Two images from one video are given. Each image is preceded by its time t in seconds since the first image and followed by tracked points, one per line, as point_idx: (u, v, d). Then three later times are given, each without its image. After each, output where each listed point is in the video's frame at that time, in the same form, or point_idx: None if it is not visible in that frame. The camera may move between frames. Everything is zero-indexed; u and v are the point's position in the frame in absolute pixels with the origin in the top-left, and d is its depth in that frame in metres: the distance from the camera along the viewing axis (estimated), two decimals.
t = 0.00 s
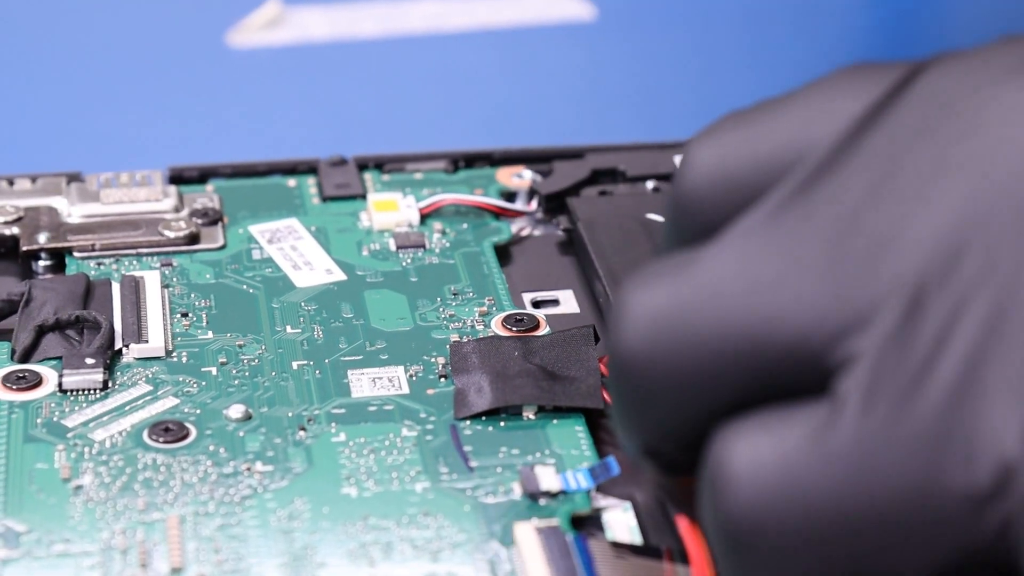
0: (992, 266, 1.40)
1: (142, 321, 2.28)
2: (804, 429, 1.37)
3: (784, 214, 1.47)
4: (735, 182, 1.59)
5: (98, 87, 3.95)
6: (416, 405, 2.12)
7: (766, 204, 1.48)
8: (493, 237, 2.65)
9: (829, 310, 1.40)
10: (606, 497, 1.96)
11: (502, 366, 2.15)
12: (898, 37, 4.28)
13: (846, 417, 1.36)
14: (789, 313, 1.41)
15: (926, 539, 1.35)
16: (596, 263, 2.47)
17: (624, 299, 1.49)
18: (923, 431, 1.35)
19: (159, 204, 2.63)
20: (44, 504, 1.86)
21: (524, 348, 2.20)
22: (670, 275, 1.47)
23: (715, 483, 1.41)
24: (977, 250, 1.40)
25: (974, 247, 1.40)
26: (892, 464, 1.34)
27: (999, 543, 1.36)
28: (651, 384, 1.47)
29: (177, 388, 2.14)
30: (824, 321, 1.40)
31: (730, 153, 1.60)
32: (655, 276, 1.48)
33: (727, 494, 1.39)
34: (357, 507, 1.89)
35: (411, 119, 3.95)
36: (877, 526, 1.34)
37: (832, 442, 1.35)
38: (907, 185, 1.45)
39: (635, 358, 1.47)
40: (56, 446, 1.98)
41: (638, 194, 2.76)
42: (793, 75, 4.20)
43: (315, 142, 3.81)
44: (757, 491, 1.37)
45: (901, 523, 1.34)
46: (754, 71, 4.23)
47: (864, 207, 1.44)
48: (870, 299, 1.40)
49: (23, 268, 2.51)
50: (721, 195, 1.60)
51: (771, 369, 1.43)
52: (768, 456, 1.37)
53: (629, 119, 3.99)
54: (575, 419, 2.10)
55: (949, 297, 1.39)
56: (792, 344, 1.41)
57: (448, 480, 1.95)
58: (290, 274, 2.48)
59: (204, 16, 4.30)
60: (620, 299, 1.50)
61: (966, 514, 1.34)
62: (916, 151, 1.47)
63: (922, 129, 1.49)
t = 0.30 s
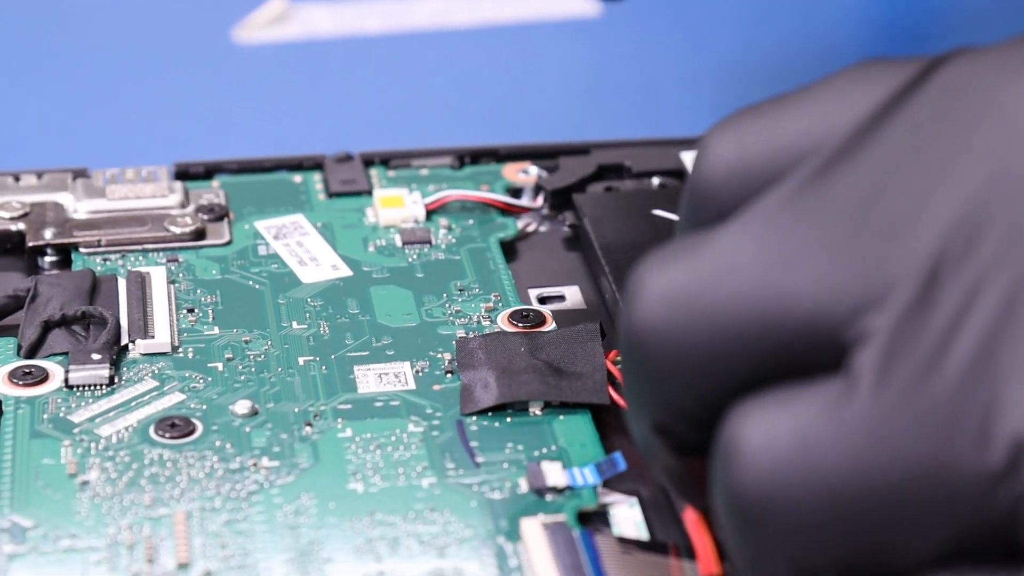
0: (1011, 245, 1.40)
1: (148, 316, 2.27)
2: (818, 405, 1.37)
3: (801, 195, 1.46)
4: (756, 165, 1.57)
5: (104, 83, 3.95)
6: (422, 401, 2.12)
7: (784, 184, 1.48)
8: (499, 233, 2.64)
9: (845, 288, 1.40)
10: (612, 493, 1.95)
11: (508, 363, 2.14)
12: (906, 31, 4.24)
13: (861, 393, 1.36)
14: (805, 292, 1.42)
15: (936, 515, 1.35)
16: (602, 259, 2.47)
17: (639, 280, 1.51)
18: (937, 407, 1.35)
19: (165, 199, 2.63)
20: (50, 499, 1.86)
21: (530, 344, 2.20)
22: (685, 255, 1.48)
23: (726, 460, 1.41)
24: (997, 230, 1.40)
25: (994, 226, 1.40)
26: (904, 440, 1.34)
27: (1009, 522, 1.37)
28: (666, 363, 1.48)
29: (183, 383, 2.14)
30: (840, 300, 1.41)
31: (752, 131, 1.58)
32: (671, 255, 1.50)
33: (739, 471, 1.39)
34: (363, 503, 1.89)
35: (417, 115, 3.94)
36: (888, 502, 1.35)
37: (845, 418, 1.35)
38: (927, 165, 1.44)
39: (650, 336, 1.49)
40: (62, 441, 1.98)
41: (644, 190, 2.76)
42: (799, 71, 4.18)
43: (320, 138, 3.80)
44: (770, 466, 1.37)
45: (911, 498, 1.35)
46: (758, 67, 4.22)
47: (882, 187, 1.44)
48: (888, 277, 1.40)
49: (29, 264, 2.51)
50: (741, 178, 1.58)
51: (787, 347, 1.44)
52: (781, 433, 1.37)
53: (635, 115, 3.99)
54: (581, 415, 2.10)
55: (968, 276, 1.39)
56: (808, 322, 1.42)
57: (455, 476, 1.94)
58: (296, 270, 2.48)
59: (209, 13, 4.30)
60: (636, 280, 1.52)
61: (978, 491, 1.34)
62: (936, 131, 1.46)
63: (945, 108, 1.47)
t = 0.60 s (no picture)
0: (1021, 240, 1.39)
1: (150, 314, 2.27)
2: (826, 398, 1.36)
3: (809, 190, 1.46)
4: (766, 161, 1.57)
5: (106, 81, 3.95)
6: (424, 399, 2.12)
7: (792, 180, 1.48)
8: (501, 231, 2.64)
9: (855, 281, 1.40)
10: (614, 491, 1.96)
11: (510, 361, 2.14)
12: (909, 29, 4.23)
13: (870, 385, 1.35)
14: (815, 284, 1.41)
15: (943, 513, 1.34)
16: (603, 257, 2.47)
17: (650, 275, 1.51)
18: (945, 401, 1.34)
19: (167, 197, 2.63)
20: (52, 497, 1.86)
21: (532, 342, 2.20)
22: (695, 249, 1.48)
23: (733, 453, 1.40)
24: (1007, 224, 1.40)
25: (1004, 219, 1.40)
26: (913, 434, 1.33)
27: (1012, 521, 1.36)
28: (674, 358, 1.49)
29: (186, 381, 2.14)
30: (850, 292, 1.40)
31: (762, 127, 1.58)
32: (678, 251, 1.50)
33: (747, 463, 1.38)
34: (365, 501, 1.89)
35: (419, 113, 3.94)
36: (895, 498, 1.34)
37: (851, 412, 1.35)
38: (937, 160, 1.45)
39: (659, 332, 1.50)
40: (64, 439, 1.98)
41: (646, 188, 2.75)
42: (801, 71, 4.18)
43: (322, 136, 3.80)
44: (779, 459, 1.36)
45: (919, 495, 1.34)
46: (760, 74, 4.25)
47: (893, 181, 1.44)
48: (898, 269, 1.39)
49: (32, 262, 2.51)
50: (752, 174, 1.57)
51: (798, 341, 1.43)
52: (789, 425, 1.36)
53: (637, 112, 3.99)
54: (583, 413, 2.10)
55: (978, 270, 1.39)
56: (818, 315, 1.41)
57: (457, 474, 1.94)
58: (298, 267, 2.48)
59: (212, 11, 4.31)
60: (646, 276, 1.52)
61: (986, 489, 1.33)
62: (946, 128, 1.47)
63: (954, 105, 1.48)
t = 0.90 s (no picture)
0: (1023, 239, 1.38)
1: (149, 315, 2.27)
2: (825, 398, 1.37)
3: (808, 192, 1.47)
4: (767, 162, 1.56)
5: (106, 81, 3.95)
6: (423, 400, 2.11)
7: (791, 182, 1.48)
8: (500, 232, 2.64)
9: (854, 282, 1.40)
10: (613, 492, 1.95)
11: (509, 361, 2.14)
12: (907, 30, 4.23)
13: (868, 385, 1.35)
14: (815, 285, 1.41)
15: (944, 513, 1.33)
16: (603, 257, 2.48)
17: (651, 277, 1.52)
18: (945, 400, 1.33)
19: (166, 198, 2.63)
20: (51, 498, 1.86)
21: (531, 342, 2.20)
22: (694, 251, 1.49)
23: (733, 453, 1.41)
24: (1008, 225, 1.39)
25: (1005, 218, 1.39)
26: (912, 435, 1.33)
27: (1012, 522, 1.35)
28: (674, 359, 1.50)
29: (185, 382, 2.14)
30: (849, 294, 1.40)
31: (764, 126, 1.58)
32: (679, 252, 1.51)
33: (747, 463, 1.39)
34: (363, 501, 1.89)
35: (419, 113, 3.94)
36: (896, 498, 1.33)
37: (850, 412, 1.35)
38: (938, 161, 1.45)
39: (660, 331, 1.51)
40: (63, 440, 1.98)
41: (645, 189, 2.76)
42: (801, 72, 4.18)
43: (322, 137, 3.80)
44: (777, 458, 1.36)
45: (920, 495, 1.33)
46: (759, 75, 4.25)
47: (892, 182, 1.45)
48: (898, 269, 1.39)
49: (31, 263, 2.51)
50: (754, 177, 1.57)
51: (798, 341, 1.43)
52: (788, 425, 1.37)
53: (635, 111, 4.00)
54: (582, 414, 2.10)
55: (979, 270, 1.38)
56: (819, 315, 1.41)
57: (455, 475, 1.94)
58: (297, 268, 2.48)
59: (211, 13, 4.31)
60: (646, 277, 1.53)
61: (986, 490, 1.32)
62: (947, 129, 1.47)
63: (952, 108, 1.48)
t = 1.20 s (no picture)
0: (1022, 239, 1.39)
1: (146, 314, 2.27)
2: (825, 395, 1.37)
3: (808, 190, 1.47)
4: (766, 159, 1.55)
5: (103, 80, 3.95)
6: (420, 399, 2.11)
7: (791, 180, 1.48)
8: (497, 231, 2.64)
9: (854, 282, 1.40)
10: (611, 491, 1.95)
11: (506, 361, 2.14)
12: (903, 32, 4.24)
13: (867, 383, 1.36)
14: (814, 284, 1.41)
15: (943, 511, 1.33)
16: (600, 255, 2.49)
17: (652, 274, 1.53)
18: (943, 399, 1.34)
19: (163, 197, 2.63)
20: (48, 497, 1.86)
21: (528, 341, 2.20)
22: (694, 249, 1.49)
23: (733, 449, 1.41)
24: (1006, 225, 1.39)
25: (1004, 219, 1.40)
26: (912, 432, 1.33)
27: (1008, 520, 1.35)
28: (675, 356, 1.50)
29: (182, 381, 2.14)
30: (849, 293, 1.40)
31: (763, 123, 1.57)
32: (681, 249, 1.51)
33: (746, 459, 1.39)
34: (361, 500, 1.89)
35: (417, 112, 3.94)
36: (895, 495, 1.33)
37: (849, 409, 1.35)
38: (938, 162, 1.44)
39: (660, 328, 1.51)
40: (60, 439, 1.98)
41: (642, 188, 2.76)
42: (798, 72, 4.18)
43: (320, 136, 3.80)
44: (777, 455, 1.37)
45: (919, 492, 1.33)
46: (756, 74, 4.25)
47: (891, 182, 1.44)
48: (897, 268, 1.39)
49: (27, 262, 2.51)
50: (752, 175, 1.56)
51: (797, 340, 1.43)
52: (787, 422, 1.37)
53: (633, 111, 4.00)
54: (579, 413, 2.10)
55: (978, 269, 1.39)
56: (818, 315, 1.41)
57: (452, 474, 1.95)
58: (294, 267, 2.48)
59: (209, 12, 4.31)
60: (647, 275, 1.53)
61: (983, 487, 1.32)
62: (948, 129, 1.47)
63: (951, 107, 1.48)
